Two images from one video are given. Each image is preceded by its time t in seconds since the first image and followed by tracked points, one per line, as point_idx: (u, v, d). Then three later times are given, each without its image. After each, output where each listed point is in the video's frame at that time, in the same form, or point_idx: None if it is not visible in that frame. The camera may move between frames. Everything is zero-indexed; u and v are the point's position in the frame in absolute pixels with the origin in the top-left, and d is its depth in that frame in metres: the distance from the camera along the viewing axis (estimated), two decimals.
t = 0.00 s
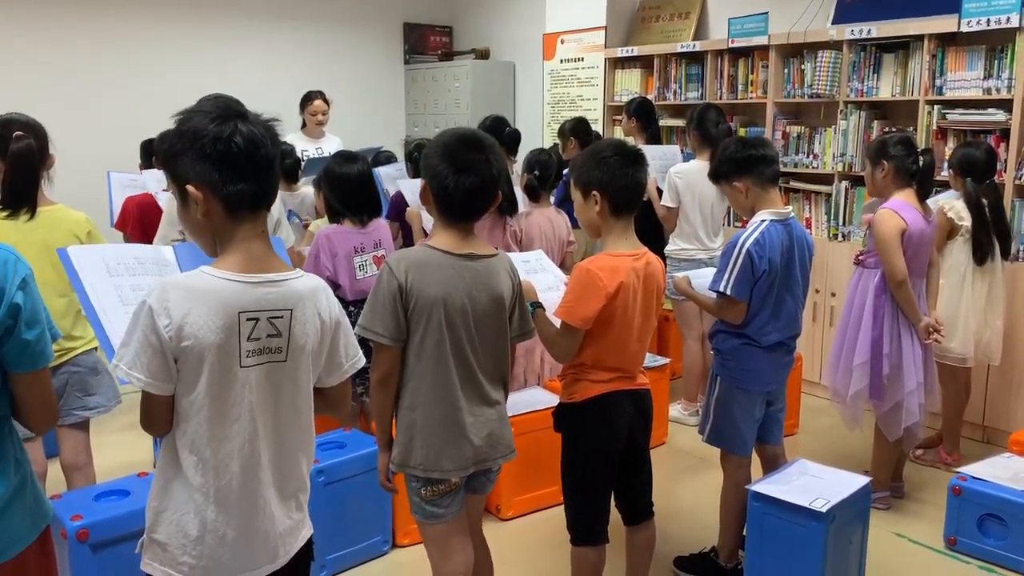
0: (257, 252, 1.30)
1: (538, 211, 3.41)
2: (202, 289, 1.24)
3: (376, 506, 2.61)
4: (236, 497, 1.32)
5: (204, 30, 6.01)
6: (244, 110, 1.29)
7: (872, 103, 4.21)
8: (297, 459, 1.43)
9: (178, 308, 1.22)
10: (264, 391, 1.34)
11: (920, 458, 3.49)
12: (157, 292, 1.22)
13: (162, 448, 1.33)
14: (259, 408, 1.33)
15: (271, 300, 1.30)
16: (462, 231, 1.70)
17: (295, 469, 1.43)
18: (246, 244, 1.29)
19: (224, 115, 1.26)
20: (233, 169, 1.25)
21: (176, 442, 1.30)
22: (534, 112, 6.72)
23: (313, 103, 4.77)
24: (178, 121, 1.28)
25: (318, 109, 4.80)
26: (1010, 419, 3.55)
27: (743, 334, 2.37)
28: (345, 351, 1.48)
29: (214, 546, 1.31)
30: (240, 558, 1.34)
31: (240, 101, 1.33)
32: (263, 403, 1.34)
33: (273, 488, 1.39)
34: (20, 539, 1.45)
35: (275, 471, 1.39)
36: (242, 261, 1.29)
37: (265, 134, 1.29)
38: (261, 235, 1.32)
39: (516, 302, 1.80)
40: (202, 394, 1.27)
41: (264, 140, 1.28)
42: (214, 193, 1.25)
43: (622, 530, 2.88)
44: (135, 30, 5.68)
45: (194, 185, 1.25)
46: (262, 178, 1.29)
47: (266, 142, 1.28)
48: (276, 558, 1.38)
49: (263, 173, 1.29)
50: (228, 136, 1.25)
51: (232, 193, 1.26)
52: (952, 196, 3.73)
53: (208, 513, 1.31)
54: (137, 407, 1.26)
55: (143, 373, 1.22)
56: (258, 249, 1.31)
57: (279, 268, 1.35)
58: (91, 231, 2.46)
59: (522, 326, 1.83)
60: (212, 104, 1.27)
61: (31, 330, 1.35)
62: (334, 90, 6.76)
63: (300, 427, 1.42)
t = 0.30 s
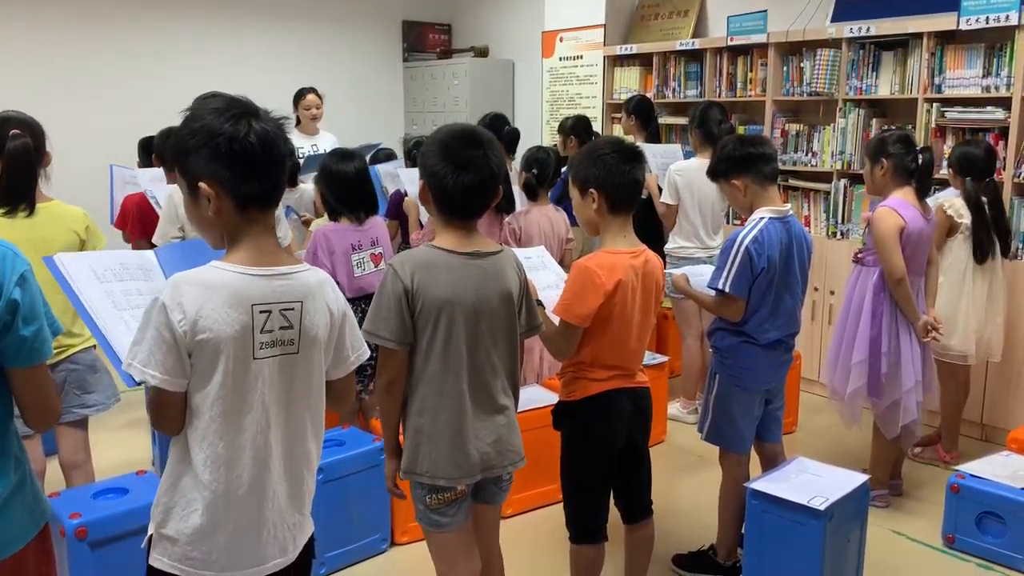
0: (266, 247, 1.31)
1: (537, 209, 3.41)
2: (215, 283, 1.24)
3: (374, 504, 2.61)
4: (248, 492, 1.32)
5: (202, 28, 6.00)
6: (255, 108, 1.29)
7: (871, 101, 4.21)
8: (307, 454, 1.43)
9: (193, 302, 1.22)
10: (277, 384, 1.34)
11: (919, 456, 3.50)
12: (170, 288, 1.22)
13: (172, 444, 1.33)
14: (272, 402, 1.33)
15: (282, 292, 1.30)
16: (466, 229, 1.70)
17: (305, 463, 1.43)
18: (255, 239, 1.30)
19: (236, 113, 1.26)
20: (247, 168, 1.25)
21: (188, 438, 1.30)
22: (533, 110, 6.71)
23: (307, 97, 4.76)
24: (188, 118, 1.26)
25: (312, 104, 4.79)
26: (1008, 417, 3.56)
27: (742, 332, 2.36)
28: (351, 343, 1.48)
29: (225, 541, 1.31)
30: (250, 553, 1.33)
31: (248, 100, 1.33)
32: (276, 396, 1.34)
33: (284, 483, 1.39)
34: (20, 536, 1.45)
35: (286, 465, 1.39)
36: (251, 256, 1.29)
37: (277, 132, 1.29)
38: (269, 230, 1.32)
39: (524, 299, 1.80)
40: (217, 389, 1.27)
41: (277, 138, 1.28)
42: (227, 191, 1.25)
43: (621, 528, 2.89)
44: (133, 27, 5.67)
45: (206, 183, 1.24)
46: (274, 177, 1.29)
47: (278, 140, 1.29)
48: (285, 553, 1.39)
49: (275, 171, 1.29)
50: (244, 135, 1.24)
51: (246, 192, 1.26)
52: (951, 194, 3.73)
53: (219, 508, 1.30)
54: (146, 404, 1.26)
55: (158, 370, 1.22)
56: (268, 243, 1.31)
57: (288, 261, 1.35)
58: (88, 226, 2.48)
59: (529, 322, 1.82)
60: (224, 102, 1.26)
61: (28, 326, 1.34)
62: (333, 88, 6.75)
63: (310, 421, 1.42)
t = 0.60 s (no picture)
0: (259, 246, 1.32)
1: (539, 209, 3.41)
2: (204, 282, 1.25)
3: (376, 505, 2.62)
4: (238, 492, 1.32)
5: (203, 29, 6.01)
6: (261, 109, 1.29)
7: (873, 102, 4.21)
8: (300, 454, 1.43)
9: (181, 300, 1.23)
10: (268, 384, 1.34)
11: (920, 457, 3.49)
12: (159, 285, 1.24)
13: (163, 442, 1.33)
14: (261, 402, 1.33)
15: (273, 292, 1.31)
16: (466, 233, 1.70)
17: (298, 463, 1.43)
18: (246, 239, 1.30)
19: (240, 115, 1.26)
20: (247, 172, 1.25)
21: (178, 437, 1.30)
22: (534, 111, 6.72)
23: (301, 97, 4.78)
24: (193, 116, 1.27)
25: (306, 103, 4.80)
26: (1011, 418, 3.55)
27: (743, 332, 2.36)
28: (342, 343, 1.49)
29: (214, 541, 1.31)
30: (241, 554, 1.33)
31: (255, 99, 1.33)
32: (267, 395, 1.34)
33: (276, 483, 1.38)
34: (23, 536, 1.45)
35: (279, 466, 1.38)
36: (242, 256, 1.30)
37: (280, 135, 1.29)
38: (263, 231, 1.32)
39: (530, 303, 1.80)
40: (204, 387, 1.27)
41: (280, 141, 1.28)
42: (225, 193, 1.26)
43: (622, 528, 2.89)
44: (134, 29, 5.68)
45: (204, 182, 1.25)
46: (274, 181, 1.29)
47: (281, 143, 1.29)
48: (278, 554, 1.38)
49: (277, 174, 1.30)
50: (246, 138, 1.24)
51: (243, 195, 1.26)
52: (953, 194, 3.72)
53: (209, 508, 1.31)
54: (136, 400, 1.26)
55: (145, 366, 1.22)
56: (261, 244, 1.32)
57: (281, 261, 1.36)
58: (90, 226, 2.49)
59: (538, 327, 1.83)
60: (229, 102, 1.27)
61: (31, 326, 1.34)
62: (334, 88, 6.76)
63: (302, 422, 1.42)
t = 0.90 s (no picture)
0: (247, 250, 1.32)
1: (544, 211, 3.41)
2: (190, 288, 1.25)
3: (378, 507, 2.61)
4: (231, 497, 1.32)
5: (205, 31, 6.02)
6: (250, 111, 1.29)
7: (876, 103, 4.21)
8: (295, 460, 1.43)
9: (168, 307, 1.23)
10: (257, 390, 1.34)
11: (924, 459, 3.48)
12: (146, 293, 1.24)
13: (159, 449, 1.34)
14: (251, 407, 1.33)
15: (260, 297, 1.31)
16: (472, 236, 1.70)
17: (294, 467, 1.43)
18: (234, 244, 1.30)
19: (227, 117, 1.26)
20: (232, 174, 1.25)
21: (172, 444, 1.31)
22: (537, 112, 6.72)
23: (301, 100, 4.79)
24: (181, 118, 1.27)
25: (305, 106, 4.81)
26: (1016, 419, 3.54)
27: (746, 334, 2.36)
28: (334, 349, 1.48)
29: (210, 547, 1.31)
30: (237, 559, 1.33)
31: (248, 101, 1.33)
32: (257, 401, 1.34)
33: (270, 488, 1.38)
34: (26, 540, 1.45)
35: (272, 471, 1.39)
36: (229, 261, 1.30)
37: (268, 137, 1.29)
38: (250, 234, 1.32)
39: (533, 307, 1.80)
40: (194, 394, 1.27)
41: (266, 144, 1.28)
42: (210, 196, 1.26)
43: (625, 530, 2.88)
44: (137, 30, 5.69)
45: (189, 185, 1.26)
46: (261, 183, 1.29)
47: (268, 146, 1.28)
48: (274, 558, 1.38)
49: (265, 177, 1.29)
50: (230, 142, 1.24)
51: (229, 198, 1.26)
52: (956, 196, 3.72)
53: (203, 513, 1.31)
54: (130, 407, 1.27)
55: (138, 374, 1.23)
56: (248, 248, 1.32)
57: (270, 265, 1.36)
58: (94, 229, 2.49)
59: (539, 332, 1.84)
60: (216, 105, 1.26)
61: (34, 329, 1.35)
62: (337, 90, 6.76)
63: (296, 426, 1.42)
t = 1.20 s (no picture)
0: (244, 253, 1.32)
1: (548, 213, 3.41)
2: (187, 292, 1.26)
3: (382, 508, 2.62)
4: (232, 500, 1.33)
5: (208, 33, 6.04)
6: (238, 114, 1.28)
7: (879, 105, 4.21)
8: (296, 461, 1.43)
9: (164, 311, 1.24)
10: (256, 393, 1.34)
11: (928, 461, 3.48)
12: (144, 298, 1.24)
13: (161, 452, 1.35)
14: (251, 410, 1.34)
15: (257, 300, 1.31)
16: (480, 236, 1.70)
17: (295, 469, 1.43)
18: (230, 247, 1.31)
19: (215, 121, 1.25)
20: (220, 178, 1.25)
21: (173, 447, 1.31)
22: (540, 114, 6.72)
23: (300, 99, 4.79)
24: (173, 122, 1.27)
25: (305, 106, 4.82)
26: (1021, 422, 3.53)
27: (750, 336, 2.36)
28: (336, 351, 1.47)
29: (211, 549, 1.32)
30: (239, 560, 1.34)
31: (238, 103, 1.33)
32: (256, 404, 1.34)
33: (271, 490, 1.39)
34: (30, 541, 1.45)
35: (272, 472, 1.39)
36: (226, 264, 1.30)
37: (256, 139, 1.28)
38: (246, 237, 1.32)
39: (537, 308, 1.80)
40: (193, 398, 1.28)
41: (254, 147, 1.27)
42: (201, 200, 1.26)
43: (628, 532, 2.89)
44: (140, 32, 5.71)
45: (181, 189, 1.27)
46: (251, 186, 1.28)
47: (257, 148, 1.28)
48: (276, 560, 1.38)
49: (254, 180, 1.29)
50: (217, 146, 1.24)
51: (219, 201, 1.26)
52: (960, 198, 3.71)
53: (204, 516, 1.31)
54: (132, 412, 1.28)
55: (139, 380, 1.24)
56: (246, 251, 1.33)
57: (267, 267, 1.36)
58: (99, 231, 2.49)
59: (542, 332, 1.83)
60: (206, 109, 1.26)
61: (37, 332, 1.35)
62: (340, 92, 6.78)
63: (298, 429, 1.42)
